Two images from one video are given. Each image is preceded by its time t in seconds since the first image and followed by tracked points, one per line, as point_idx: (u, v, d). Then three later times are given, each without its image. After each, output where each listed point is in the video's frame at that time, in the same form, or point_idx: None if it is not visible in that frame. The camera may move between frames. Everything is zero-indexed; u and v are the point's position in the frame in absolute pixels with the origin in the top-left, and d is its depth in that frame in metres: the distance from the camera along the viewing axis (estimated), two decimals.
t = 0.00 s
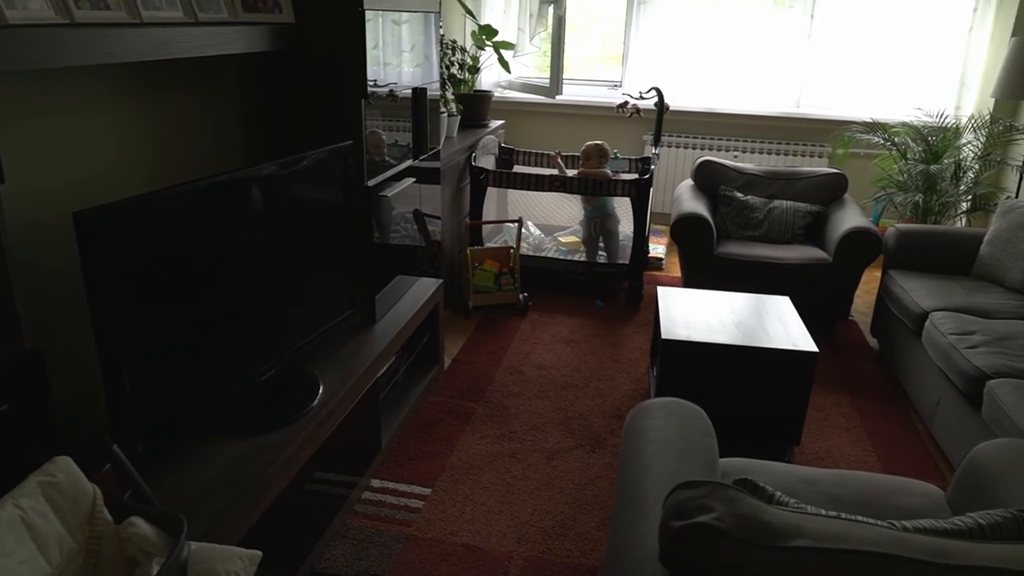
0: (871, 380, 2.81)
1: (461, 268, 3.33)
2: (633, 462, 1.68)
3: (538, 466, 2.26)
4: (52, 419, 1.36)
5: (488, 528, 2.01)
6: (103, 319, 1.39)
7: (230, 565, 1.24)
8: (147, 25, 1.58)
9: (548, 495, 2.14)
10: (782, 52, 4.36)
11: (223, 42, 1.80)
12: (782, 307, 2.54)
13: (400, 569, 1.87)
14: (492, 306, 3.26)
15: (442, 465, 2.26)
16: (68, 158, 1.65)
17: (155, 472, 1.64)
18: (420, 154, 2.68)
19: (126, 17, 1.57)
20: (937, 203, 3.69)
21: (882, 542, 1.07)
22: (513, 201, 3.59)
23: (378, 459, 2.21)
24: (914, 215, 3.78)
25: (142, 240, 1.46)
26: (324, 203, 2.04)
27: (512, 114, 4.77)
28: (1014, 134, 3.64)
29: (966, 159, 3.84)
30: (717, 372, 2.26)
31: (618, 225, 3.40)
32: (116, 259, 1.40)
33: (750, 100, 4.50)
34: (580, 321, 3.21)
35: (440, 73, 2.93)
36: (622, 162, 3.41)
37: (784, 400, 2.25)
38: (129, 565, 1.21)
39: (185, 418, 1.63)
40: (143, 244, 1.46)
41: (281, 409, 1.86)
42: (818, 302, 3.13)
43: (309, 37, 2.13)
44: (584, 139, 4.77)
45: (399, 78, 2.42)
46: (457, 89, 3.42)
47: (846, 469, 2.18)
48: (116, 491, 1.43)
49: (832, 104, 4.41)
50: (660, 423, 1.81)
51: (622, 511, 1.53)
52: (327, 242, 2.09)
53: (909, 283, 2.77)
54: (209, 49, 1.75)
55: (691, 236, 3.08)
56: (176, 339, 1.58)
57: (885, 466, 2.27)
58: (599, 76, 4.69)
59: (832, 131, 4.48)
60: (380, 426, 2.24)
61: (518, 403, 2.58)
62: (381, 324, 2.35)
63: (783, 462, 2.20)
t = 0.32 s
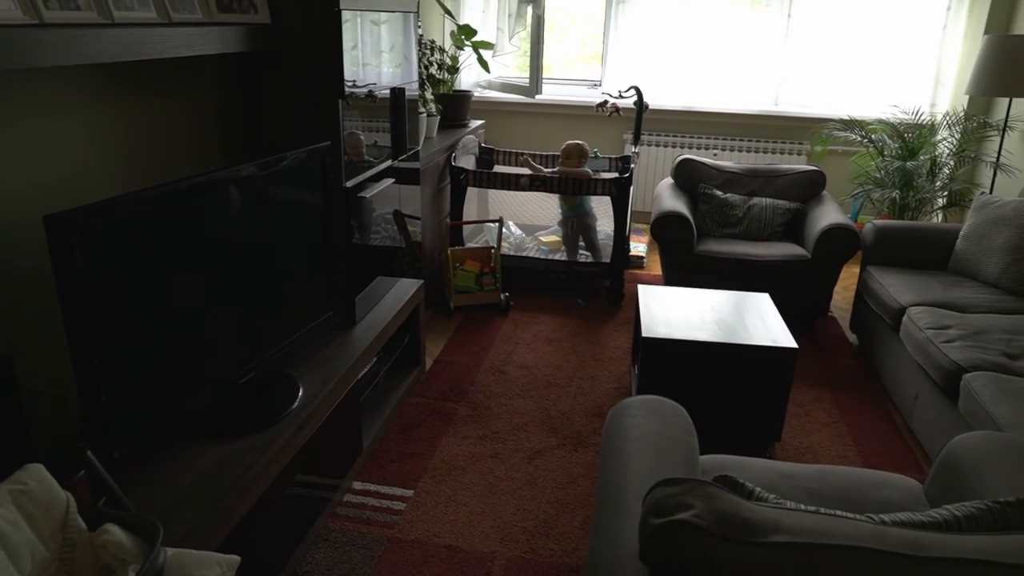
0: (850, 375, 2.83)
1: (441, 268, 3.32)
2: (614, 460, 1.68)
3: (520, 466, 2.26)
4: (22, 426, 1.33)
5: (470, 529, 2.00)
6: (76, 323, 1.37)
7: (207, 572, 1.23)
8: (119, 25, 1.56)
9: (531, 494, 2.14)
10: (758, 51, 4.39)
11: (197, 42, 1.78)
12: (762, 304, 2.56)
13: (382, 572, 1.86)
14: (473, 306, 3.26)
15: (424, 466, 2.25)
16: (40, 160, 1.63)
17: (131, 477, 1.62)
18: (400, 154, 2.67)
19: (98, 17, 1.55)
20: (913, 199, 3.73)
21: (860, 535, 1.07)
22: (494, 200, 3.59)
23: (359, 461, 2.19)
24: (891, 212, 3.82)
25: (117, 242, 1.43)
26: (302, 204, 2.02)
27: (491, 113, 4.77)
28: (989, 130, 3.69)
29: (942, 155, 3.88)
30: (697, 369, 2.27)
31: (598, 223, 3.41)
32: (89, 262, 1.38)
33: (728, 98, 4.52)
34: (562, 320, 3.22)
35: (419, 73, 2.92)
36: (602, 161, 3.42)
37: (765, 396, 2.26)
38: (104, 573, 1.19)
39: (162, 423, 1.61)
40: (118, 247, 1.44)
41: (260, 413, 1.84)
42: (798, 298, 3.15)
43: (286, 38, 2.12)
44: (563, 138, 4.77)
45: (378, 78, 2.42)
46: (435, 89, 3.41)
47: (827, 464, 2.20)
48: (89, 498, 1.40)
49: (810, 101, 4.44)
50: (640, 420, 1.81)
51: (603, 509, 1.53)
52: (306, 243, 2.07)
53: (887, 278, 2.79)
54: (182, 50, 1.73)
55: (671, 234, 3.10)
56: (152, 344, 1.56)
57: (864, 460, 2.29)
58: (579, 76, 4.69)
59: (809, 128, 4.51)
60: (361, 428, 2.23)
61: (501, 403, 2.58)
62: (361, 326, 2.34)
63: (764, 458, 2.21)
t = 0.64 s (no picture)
0: (823, 372, 2.86)
1: (416, 270, 3.31)
2: (588, 461, 1.68)
3: (496, 468, 2.26)
4: None
5: (447, 532, 2.00)
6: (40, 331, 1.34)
7: None
8: (80, 27, 1.52)
9: (507, 496, 2.14)
10: (731, 51, 4.42)
11: (163, 45, 1.76)
12: (735, 303, 2.58)
13: None
14: (449, 308, 3.26)
15: (400, 470, 2.24)
16: None
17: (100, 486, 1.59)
18: (373, 157, 2.66)
19: (60, 19, 1.50)
20: (884, 198, 3.76)
21: (831, 530, 1.07)
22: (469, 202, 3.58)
23: (334, 466, 2.18)
24: (863, 210, 3.87)
25: (85, 247, 1.41)
26: (274, 208, 2.01)
27: (465, 115, 4.76)
28: (957, 129, 3.75)
29: (912, 154, 3.93)
30: (670, 369, 2.29)
31: (573, 224, 3.41)
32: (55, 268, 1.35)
33: (703, 98, 4.55)
34: (538, 321, 3.22)
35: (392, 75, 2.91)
36: (577, 161, 3.44)
37: (737, 394, 2.27)
38: None
39: (131, 431, 1.58)
40: (85, 252, 1.41)
41: (232, 419, 1.82)
42: (771, 297, 3.17)
43: (254, 40, 2.10)
44: (538, 139, 4.78)
45: (352, 80, 2.42)
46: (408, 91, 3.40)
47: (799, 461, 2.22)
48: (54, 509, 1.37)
49: (782, 102, 4.48)
50: (613, 420, 1.81)
51: (574, 510, 1.53)
52: (277, 247, 2.05)
53: (859, 276, 2.82)
54: (147, 52, 1.71)
55: (646, 234, 3.11)
56: (122, 351, 1.53)
57: (837, 457, 2.32)
58: (554, 77, 4.70)
59: (782, 128, 4.56)
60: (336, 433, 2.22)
61: (476, 405, 2.58)
62: (335, 330, 2.33)
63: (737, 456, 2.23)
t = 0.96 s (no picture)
0: (797, 367, 2.89)
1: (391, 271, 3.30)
2: (561, 459, 1.68)
3: (471, 467, 2.26)
4: None
5: (423, 533, 1.99)
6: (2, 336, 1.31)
7: None
8: (40, 27, 1.48)
9: (484, 496, 2.14)
10: (703, 49, 4.45)
11: (129, 44, 1.74)
12: (709, 300, 2.59)
13: None
14: (424, 309, 3.25)
15: (375, 471, 2.23)
16: None
17: (66, 494, 1.56)
18: (344, 157, 2.64)
19: (17, 17, 1.44)
20: (855, 193, 3.82)
21: (803, 523, 1.05)
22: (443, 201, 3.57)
23: (308, 469, 2.17)
24: (835, 206, 3.91)
25: (49, 249, 1.38)
26: (245, 208, 1.99)
27: (438, 114, 4.75)
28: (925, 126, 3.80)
29: (882, 151, 3.98)
30: (643, 366, 2.29)
31: (547, 223, 3.42)
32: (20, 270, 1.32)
33: (677, 97, 4.58)
34: (513, 320, 3.23)
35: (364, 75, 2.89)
36: (551, 160, 3.44)
37: (711, 390, 2.29)
38: None
39: (98, 437, 1.55)
40: (50, 254, 1.38)
41: (204, 423, 1.80)
42: (745, 293, 3.20)
43: (221, 39, 2.08)
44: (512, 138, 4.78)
45: (326, 79, 2.43)
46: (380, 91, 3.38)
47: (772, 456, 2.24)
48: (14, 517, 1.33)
49: (755, 100, 4.52)
50: (587, 418, 1.82)
51: (548, 509, 1.52)
52: (248, 248, 2.03)
53: (831, 272, 2.85)
54: (112, 50, 1.69)
55: (620, 232, 3.12)
56: (90, 355, 1.50)
57: (811, 450, 2.34)
58: (529, 76, 4.70)
59: (754, 126, 4.60)
60: (309, 436, 2.20)
61: (451, 405, 2.57)
62: (308, 331, 2.31)
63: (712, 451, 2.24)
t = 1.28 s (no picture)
0: (770, 364, 2.91)
1: (365, 273, 3.28)
2: (534, 459, 1.68)
3: (446, 469, 2.25)
4: None
5: (397, 536, 1.98)
6: None
7: None
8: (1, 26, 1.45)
9: (459, 498, 2.13)
10: (676, 49, 4.47)
11: (92, 45, 1.71)
12: (683, 298, 2.61)
13: None
14: (399, 310, 3.24)
15: (349, 475, 2.22)
16: None
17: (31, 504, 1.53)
18: (316, 159, 2.63)
19: None
20: (826, 191, 3.86)
21: (773, 519, 1.06)
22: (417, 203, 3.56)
23: (282, 474, 2.15)
24: (807, 204, 3.95)
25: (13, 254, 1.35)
26: (214, 211, 1.97)
27: (411, 115, 4.74)
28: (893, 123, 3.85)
29: (852, 149, 4.03)
30: (616, 365, 2.30)
31: (522, 224, 3.41)
32: None
33: (651, 96, 4.60)
34: (489, 321, 3.22)
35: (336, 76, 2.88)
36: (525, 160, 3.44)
37: (684, 387, 2.30)
38: None
39: (64, 445, 1.53)
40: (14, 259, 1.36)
41: (175, 428, 1.78)
42: (718, 291, 3.22)
43: (187, 40, 2.05)
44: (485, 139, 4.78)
45: (297, 81, 2.41)
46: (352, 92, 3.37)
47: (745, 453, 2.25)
48: None
49: (728, 99, 4.56)
50: (560, 418, 1.82)
51: (520, 509, 1.52)
52: (218, 252, 2.01)
53: (804, 269, 2.88)
54: (77, 49, 1.66)
55: (594, 232, 3.13)
56: (57, 362, 1.48)
57: (784, 446, 2.36)
58: (502, 77, 4.70)
59: (726, 125, 4.63)
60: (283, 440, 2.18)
61: (426, 407, 2.56)
62: (280, 335, 2.29)
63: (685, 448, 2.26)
